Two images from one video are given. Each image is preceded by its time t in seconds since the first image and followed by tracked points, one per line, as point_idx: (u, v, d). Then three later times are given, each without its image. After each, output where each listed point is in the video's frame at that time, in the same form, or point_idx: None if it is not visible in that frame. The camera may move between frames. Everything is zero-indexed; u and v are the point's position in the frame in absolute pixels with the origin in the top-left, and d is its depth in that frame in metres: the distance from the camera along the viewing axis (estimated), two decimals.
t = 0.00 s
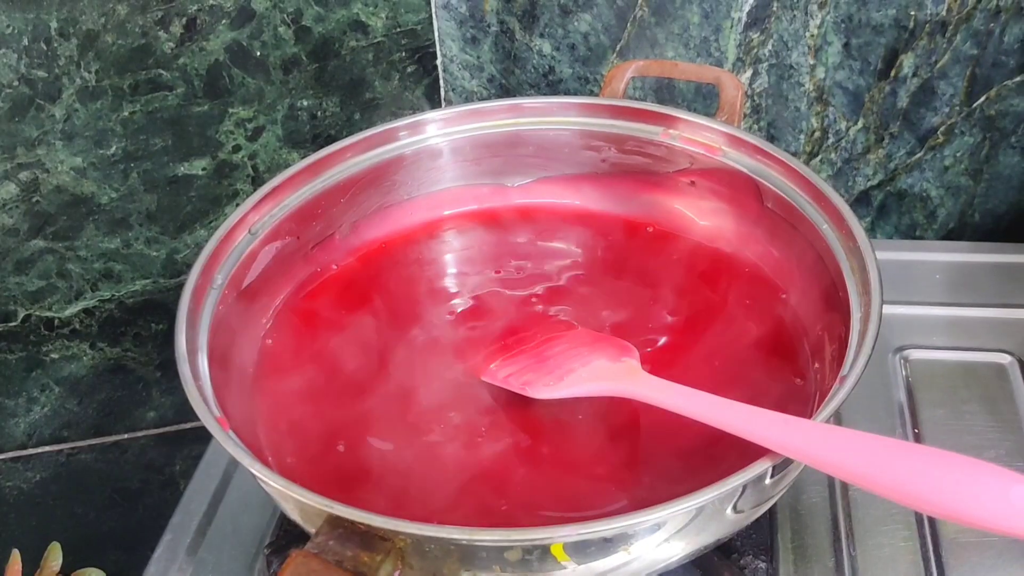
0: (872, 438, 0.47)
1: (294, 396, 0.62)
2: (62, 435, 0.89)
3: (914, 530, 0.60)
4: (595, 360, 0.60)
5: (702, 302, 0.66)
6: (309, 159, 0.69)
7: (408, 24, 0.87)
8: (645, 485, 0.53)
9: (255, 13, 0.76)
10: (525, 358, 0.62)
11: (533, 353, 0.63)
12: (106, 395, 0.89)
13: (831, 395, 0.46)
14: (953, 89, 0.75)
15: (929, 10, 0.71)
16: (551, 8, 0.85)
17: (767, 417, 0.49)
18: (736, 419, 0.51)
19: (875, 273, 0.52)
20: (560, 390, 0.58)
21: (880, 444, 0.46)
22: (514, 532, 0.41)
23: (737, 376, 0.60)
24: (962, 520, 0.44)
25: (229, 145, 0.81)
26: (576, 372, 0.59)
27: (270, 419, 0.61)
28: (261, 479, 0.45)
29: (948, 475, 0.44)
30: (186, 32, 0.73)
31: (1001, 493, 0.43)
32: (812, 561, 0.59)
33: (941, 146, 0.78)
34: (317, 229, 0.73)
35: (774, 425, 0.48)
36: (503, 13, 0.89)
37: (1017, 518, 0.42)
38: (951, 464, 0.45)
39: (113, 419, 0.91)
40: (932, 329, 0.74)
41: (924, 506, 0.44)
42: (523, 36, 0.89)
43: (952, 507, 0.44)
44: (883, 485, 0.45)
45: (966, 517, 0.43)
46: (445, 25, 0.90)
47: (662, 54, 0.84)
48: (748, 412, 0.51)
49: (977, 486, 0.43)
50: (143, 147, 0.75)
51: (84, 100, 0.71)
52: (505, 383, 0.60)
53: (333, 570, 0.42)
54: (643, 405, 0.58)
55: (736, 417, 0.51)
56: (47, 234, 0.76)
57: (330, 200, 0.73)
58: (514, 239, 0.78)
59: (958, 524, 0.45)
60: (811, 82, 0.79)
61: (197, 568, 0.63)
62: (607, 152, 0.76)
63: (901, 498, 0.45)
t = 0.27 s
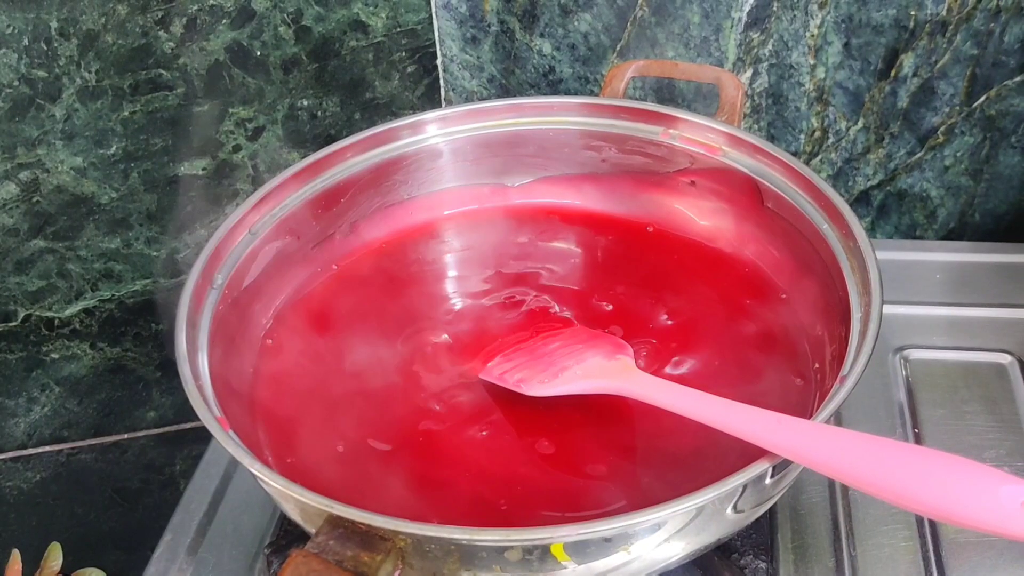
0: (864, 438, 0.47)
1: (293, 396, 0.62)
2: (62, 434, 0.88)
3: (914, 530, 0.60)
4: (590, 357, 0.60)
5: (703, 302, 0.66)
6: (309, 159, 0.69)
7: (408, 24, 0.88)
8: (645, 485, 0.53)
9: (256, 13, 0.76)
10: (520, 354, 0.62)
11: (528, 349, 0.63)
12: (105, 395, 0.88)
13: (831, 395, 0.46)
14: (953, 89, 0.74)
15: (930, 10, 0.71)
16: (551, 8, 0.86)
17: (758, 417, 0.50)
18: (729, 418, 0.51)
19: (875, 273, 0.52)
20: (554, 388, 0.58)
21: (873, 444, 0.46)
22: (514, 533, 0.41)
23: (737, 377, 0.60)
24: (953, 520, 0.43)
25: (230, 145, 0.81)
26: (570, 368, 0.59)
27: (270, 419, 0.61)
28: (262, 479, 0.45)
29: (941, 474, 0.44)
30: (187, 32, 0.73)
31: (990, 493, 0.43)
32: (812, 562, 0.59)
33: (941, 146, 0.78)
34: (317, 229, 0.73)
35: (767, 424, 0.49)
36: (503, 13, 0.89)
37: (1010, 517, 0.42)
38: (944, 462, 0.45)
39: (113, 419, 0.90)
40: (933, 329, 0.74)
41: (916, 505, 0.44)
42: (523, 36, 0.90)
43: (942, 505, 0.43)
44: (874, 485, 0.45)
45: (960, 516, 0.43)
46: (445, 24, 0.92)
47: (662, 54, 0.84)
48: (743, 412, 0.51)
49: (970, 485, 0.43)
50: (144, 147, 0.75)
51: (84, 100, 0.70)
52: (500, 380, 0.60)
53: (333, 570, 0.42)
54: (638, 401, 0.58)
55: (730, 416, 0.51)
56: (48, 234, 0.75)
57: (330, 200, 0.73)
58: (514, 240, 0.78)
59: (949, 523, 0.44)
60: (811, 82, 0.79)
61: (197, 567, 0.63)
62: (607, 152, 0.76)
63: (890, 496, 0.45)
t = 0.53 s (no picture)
0: (855, 436, 0.46)
1: (293, 396, 0.62)
2: (62, 434, 0.88)
3: (914, 530, 0.60)
4: (584, 355, 0.60)
5: (703, 302, 0.66)
6: (309, 160, 0.69)
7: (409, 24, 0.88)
8: (644, 485, 0.52)
9: (256, 12, 0.76)
10: (515, 351, 0.62)
11: (524, 346, 0.63)
12: (106, 395, 0.88)
13: (831, 395, 0.46)
14: (953, 89, 0.74)
15: (930, 10, 0.71)
16: (551, 8, 0.86)
17: (751, 416, 0.49)
18: (723, 418, 0.51)
19: (875, 273, 0.52)
20: (547, 387, 0.58)
21: (864, 442, 0.45)
22: (514, 533, 0.41)
23: (737, 376, 0.60)
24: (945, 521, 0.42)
25: (230, 145, 0.81)
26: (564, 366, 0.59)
27: (270, 420, 0.61)
28: (262, 479, 0.45)
29: (932, 475, 0.43)
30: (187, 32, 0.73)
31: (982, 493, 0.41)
32: (812, 562, 0.59)
33: (941, 146, 0.78)
34: (317, 229, 0.73)
35: (759, 423, 0.48)
36: (503, 14, 0.89)
37: (1003, 518, 0.41)
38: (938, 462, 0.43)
39: (113, 419, 0.90)
40: (933, 329, 0.74)
41: (908, 505, 0.43)
42: (523, 36, 0.90)
43: (933, 505, 0.42)
44: (864, 484, 0.44)
45: (952, 516, 0.42)
46: (445, 24, 0.92)
47: (662, 54, 0.84)
48: (737, 411, 0.50)
49: (962, 485, 0.42)
50: (144, 147, 0.75)
51: (85, 100, 0.70)
52: (494, 378, 0.60)
53: (333, 570, 0.42)
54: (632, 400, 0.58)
55: (724, 415, 0.51)
56: (48, 234, 0.75)
57: (330, 200, 0.73)
58: (514, 240, 0.78)
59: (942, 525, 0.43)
60: (811, 82, 0.79)
61: (197, 568, 0.63)
62: (608, 152, 0.76)
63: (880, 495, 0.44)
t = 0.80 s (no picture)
0: (852, 436, 0.46)
1: (293, 395, 0.62)
2: (62, 434, 0.88)
3: (915, 530, 0.60)
4: (582, 354, 0.60)
5: (703, 302, 0.66)
6: (309, 160, 0.68)
7: (409, 24, 0.88)
8: (645, 486, 0.52)
9: (256, 12, 0.76)
10: (514, 351, 0.62)
11: (524, 347, 0.63)
12: (106, 395, 0.88)
13: (831, 395, 0.46)
14: (954, 89, 0.74)
15: (930, 10, 0.70)
16: (551, 8, 0.87)
17: (748, 415, 0.49)
18: (721, 417, 0.51)
19: (875, 273, 0.52)
20: (544, 387, 0.58)
21: (860, 442, 0.45)
22: (515, 533, 0.41)
23: (738, 377, 0.60)
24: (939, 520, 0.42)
25: (230, 145, 0.81)
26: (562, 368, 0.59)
27: (270, 422, 0.60)
28: (262, 480, 0.45)
29: (930, 475, 0.43)
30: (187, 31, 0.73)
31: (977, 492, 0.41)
32: (813, 562, 0.59)
33: (941, 146, 0.78)
34: (317, 229, 0.73)
35: (757, 423, 0.48)
36: (503, 13, 0.90)
37: (998, 518, 0.40)
38: (935, 462, 0.43)
39: (114, 419, 0.90)
40: (934, 328, 0.74)
41: (905, 505, 0.43)
42: (523, 36, 0.90)
43: (927, 504, 0.42)
44: (859, 483, 0.44)
45: (947, 515, 0.41)
46: (445, 24, 0.92)
47: (662, 54, 0.84)
48: (735, 410, 0.51)
49: (960, 486, 0.42)
50: (144, 147, 0.75)
51: (85, 100, 0.70)
52: (493, 377, 0.60)
53: (333, 570, 0.42)
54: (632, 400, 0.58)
55: (724, 414, 0.51)
56: (48, 233, 0.75)
57: (330, 200, 0.72)
58: (515, 240, 0.78)
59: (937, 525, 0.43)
60: (812, 82, 0.79)
61: (197, 568, 0.63)
62: (608, 152, 0.76)
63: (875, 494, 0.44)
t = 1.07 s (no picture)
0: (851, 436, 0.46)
1: (293, 395, 0.62)
2: (62, 435, 0.88)
3: (915, 529, 0.60)
4: (581, 354, 0.60)
5: (703, 302, 0.67)
6: (309, 160, 0.68)
7: (408, 24, 0.88)
8: (644, 486, 0.52)
9: (256, 12, 0.76)
10: (514, 352, 0.62)
11: (524, 347, 0.63)
12: (106, 395, 0.89)
13: (831, 395, 0.46)
14: (953, 89, 0.74)
15: (930, 10, 0.70)
16: (551, 8, 0.87)
17: (747, 415, 0.50)
18: (720, 417, 0.51)
19: (875, 273, 0.52)
20: (544, 386, 0.58)
21: (859, 442, 0.45)
22: (515, 533, 0.41)
23: (738, 377, 0.60)
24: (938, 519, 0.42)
25: (230, 145, 0.81)
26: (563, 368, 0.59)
27: (270, 422, 0.60)
28: (262, 480, 0.45)
29: (929, 474, 0.43)
30: (187, 32, 0.72)
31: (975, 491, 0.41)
32: (813, 562, 0.59)
33: (941, 145, 0.78)
34: (317, 229, 0.73)
35: (755, 423, 0.49)
36: (503, 13, 0.90)
37: (997, 517, 0.40)
38: (933, 462, 0.43)
39: (114, 419, 0.91)
40: (933, 328, 0.74)
41: (904, 504, 0.43)
42: (523, 36, 0.90)
43: (926, 503, 0.42)
44: (857, 482, 0.44)
45: (945, 514, 0.41)
46: (445, 24, 0.92)
47: (662, 54, 0.84)
48: (734, 410, 0.51)
49: (958, 485, 0.42)
50: (144, 147, 0.75)
51: (85, 100, 0.70)
52: (493, 378, 0.60)
53: (333, 570, 0.42)
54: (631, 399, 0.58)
55: (723, 414, 0.51)
56: (48, 233, 0.75)
57: (330, 200, 0.73)
58: (514, 240, 0.78)
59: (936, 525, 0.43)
60: (811, 82, 0.79)
61: (197, 568, 0.63)
62: (608, 152, 0.76)
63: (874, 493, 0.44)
